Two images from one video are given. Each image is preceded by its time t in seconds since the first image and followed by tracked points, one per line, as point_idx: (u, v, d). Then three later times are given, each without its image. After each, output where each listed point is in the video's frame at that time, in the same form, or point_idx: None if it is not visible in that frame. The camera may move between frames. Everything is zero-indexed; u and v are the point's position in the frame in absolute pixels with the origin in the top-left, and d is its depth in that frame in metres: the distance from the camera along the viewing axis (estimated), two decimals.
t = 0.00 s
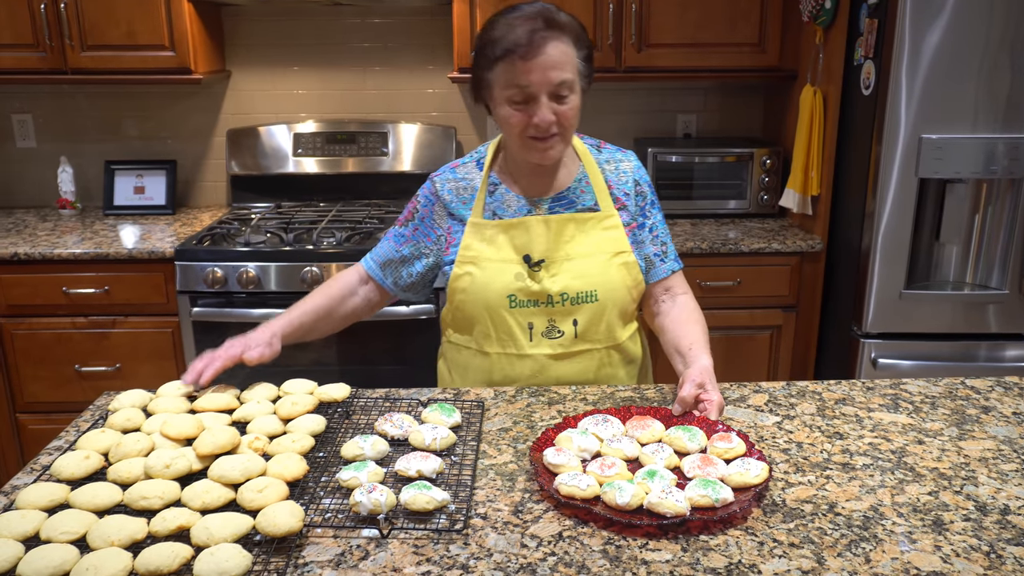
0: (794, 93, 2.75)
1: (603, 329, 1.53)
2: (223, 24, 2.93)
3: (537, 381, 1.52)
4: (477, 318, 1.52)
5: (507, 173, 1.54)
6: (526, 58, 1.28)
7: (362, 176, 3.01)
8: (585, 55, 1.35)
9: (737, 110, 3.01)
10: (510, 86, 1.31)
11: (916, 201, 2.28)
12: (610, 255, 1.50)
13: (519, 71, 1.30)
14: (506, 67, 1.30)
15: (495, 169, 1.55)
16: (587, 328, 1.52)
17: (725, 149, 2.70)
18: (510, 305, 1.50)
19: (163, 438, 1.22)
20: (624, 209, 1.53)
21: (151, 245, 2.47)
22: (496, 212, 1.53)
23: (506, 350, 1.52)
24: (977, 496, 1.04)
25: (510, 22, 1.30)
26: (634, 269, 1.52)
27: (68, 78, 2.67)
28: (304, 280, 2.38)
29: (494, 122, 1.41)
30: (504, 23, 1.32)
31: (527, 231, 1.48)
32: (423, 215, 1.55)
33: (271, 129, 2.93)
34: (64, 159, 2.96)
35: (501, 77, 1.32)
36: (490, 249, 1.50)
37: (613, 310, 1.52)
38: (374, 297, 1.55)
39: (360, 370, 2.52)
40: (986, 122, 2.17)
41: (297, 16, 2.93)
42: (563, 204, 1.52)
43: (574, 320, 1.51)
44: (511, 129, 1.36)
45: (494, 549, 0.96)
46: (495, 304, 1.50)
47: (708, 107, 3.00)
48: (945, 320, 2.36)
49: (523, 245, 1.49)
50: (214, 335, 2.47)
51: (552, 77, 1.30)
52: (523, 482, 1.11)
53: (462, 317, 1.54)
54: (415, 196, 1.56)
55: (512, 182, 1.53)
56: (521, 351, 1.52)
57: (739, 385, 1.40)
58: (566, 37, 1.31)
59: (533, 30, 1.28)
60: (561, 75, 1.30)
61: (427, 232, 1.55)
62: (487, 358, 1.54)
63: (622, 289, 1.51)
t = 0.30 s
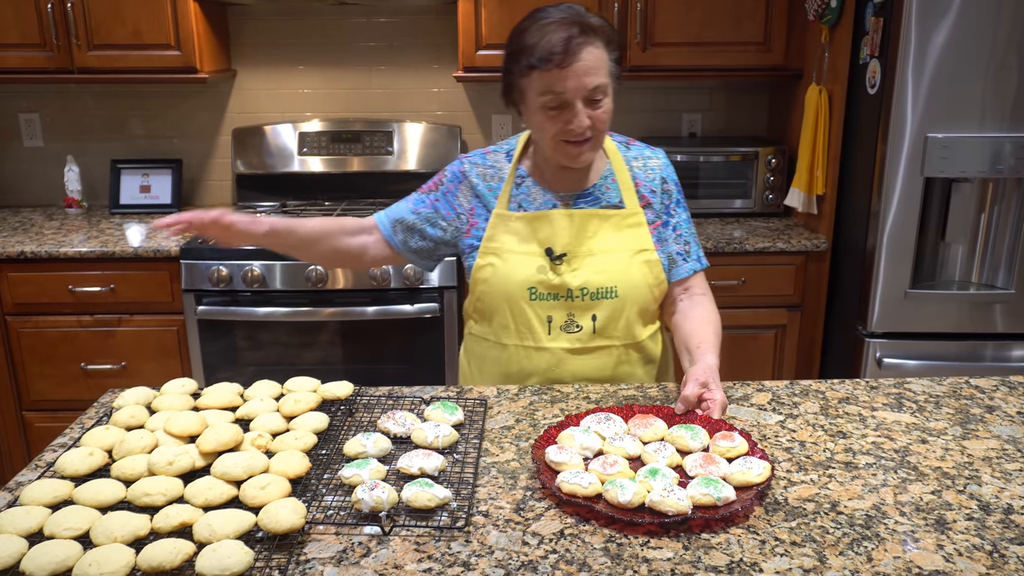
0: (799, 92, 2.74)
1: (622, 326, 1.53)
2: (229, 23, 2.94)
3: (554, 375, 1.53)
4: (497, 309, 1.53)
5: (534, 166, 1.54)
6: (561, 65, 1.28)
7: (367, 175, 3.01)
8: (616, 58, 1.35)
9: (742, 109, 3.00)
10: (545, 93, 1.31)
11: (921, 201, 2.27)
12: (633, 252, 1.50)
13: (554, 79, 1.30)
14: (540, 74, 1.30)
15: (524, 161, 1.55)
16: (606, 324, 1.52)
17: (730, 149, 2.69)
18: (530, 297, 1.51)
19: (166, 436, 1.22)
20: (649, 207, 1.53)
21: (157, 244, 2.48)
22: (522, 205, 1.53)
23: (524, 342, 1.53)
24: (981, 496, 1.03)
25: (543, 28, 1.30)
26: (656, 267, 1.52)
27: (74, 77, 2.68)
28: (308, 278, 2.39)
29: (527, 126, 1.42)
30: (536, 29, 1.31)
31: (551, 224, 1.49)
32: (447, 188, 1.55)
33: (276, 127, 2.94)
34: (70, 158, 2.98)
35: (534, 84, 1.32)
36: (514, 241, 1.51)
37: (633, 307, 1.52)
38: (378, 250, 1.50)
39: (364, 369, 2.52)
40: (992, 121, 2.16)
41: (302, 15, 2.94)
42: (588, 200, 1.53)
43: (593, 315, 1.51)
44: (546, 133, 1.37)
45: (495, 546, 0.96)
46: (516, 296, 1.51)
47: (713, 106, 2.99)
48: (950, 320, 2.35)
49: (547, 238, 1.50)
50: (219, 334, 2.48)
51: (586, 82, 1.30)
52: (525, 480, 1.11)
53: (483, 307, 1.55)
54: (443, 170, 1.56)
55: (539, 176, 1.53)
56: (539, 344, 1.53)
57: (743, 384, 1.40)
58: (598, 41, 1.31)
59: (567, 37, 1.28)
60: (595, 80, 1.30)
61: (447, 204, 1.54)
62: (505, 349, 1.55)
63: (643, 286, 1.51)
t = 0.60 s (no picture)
0: (802, 91, 2.74)
1: (641, 330, 1.54)
2: (233, 23, 2.94)
3: (569, 374, 1.56)
4: (518, 305, 1.57)
5: (565, 166, 1.56)
6: (599, 67, 1.29)
7: (370, 174, 3.02)
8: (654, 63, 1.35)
9: (745, 109, 3.00)
10: (578, 92, 1.32)
11: (925, 201, 2.26)
12: (656, 256, 1.51)
13: (590, 79, 1.30)
14: (575, 73, 1.31)
15: (555, 162, 1.57)
16: (625, 327, 1.54)
17: (733, 148, 2.69)
18: (551, 295, 1.53)
19: (169, 433, 1.23)
20: (677, 213, 1.53)
21: (162, 242, 2.48)
22: (549, 205, 1.55)
23: (543, 340, 1.56)
24: (982, 496, 1.03)
25: (584, 28, 1.30)
26: (680, 272, 1.52)
27: (79, 76, 2.69)
28: (312, 277, 2.39)
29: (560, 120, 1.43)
30: (577, 28, 1.32)
31: (577, 225, 1.52)
32: (483, 206, 1.59)
33: (281, 127, 2.94)
34: (75, 157, 2.99)
35: (569, 82, 1.33)
36: (539, 239, 1.54)
37: (653, 312, 1.53)
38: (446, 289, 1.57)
39: (368, 368, 2.53)
40: (997, 120, 2.16)
41: (307, 15, 2.94)
42: (615, 202, 1.54)
43: (612, 317, 1.53)
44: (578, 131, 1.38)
45: (496, 544, 0.97)
46: (537, 294, 1.54)
47: (716, 106, 2.99)
48: (954, 320, 2.35)
49: (571, 239, 1.52)
50: (223, 332, 2.48)
51: (620, 86, 1.30)
52: (527, 479, 1.11)
53: (505, 304, 1.59)
54: (476, 188, 1.60)
55: (568, 176, 1.56)
56: (557, 343, 1.55)
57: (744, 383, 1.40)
58: (637, 46, 1.31)
59: (606, 40, 1.28)
60: (630, 86, 1.30)
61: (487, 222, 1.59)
62: (524, 345, 1.58)
63: (664, 290, 1.52)
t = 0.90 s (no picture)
0: (802, 91, 2.74)
1: (657, 332, 1.54)
2: (234, 23, 2.94)
3: (583, 375, 1.56)
4: (535, 304, 1.57)
5: (586, 167, 1.58)
6: (620, 66, 1.29)
7: (371, 175, 3.02)
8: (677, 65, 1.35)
9: (745, 109, 2.99)
10: (598, 91, 1.33)
11: (926, 200, 2.26)
12: (674, 259, 1.51)
13: (611, 79, 1.30)
14: (595, 72, 1.31)
15: (575, 162, 1.59)
16: (640, 328, 1.54)
17: (734, 147, 2.69)
18: (568, 295, 1.54)
19: (167, 433, 1.23)
20: (696, 216, 1.53)
21: (163, 243, 2.49)
22: (568, 205, 1.57)
23: (558, 339, 1.57)
24: (980, 495, 1.03)
25: (606, 27, 1.30)
26: (698, 276, 1.52)
27: (80, 76, 2.70)
28: (312, 277, 2.39)
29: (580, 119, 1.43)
30: (599, 27, 1.32)
31: (596, 226, 1.52)
32: (508, 210, 1.61)
33: (281, 127, 2.95)
34: (76, 158, 2.99)
35: (589, 81, 1.33)
36: (557, 239, 1.54)
37: (669, 314, 1.53)
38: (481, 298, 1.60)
39: (369, 367, 2.53)
40: (999, 120, 2.15)
41: (307, 15, 2.95)
42: (635, 204, 1.55)
43: (628, 318, 1.53)
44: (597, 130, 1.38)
45: (492, 544, 0.97)
46: (554, 293, 1.54)
47: (717, 105, 2.99)
48: (956, 319, 2.34)
49: (589, 239, 1.53)
50: (223, 333, 2.49)
51: (640, 87, 1.30)
52: (523, 479, 1.11)
53: (522, 302, 1.59)
54: (499, 193, 1.61)
55: (587, 176, 1.57)
56: (573, 342, 1.56)
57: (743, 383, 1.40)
58: (660, 47, 1.31)
59: (628, 39, 1.28)
60: (651, 87, 1.30)
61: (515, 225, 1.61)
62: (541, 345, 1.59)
63: (682, 293, 1.52)
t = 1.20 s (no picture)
0: (801, 91, 2.73)
1: (663, 334, 1.53)
2: (233, 23, 2.94)
3: (587, 374, 1.57)
4: (542, 301, 1.58)
5: (598, 167, 1.58)
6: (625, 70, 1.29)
7: (369, 174, 3.02)
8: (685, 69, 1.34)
9: (744, 109, 2.99)
10: (604, 94, 1.33)
11: (924, 200, 2.26)
12: (683, 260, 1.50)
13: (616, 83, 1.30)
14: (601, 75, 1.31)
15: (588, 160, 1.59)
16: (647, 329, 1.53)
17: (733, 147, 2.68)
18: (575, 294, 1.54)
19: (163, 434, 1.23)
20: (706, 218, 1.53)
21: (161, 243, 2.49)
22: (579, 203, 1.57)
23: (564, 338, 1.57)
24: (976, 496, 1.02)
25: (614, 30, 1.30)
26: (706, 279, 1.51)
27: (78, 77, 2.69)
28: (310, 277, 2.38)
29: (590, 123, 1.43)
30: (607, 30, 1.32)
31: (605, 225, 1.52)
32: (524, 204, 1.60)
33: (280, 127, 2.94)
34: (74, 158, 2.99)
35: (596, 84, 1.33)
36: (566, 237, 1.54)
37: (676, 316, 1.52)
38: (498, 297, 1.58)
39: (367, 367, 2.53)
40: (997, 119, 2.15)
41: (306, 15, 2.94)
42: (646, 205, 1.55)
43: (635, 319, 1.53)
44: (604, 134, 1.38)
45: (487, 544, 0.96)
46: (560, 291, 1.55)
47: (716, 105, 2.98)
48: (955, 319, 2.34)
49: (599, 238, 1.53)
50: (222, 333, 2.48)
51: (645, 91, 1.30)
52: (519, 479, 1.11)
53: (530, 299, 1.60)
54: (513, 188, 1.60)
55: (600, 175, 1.58)
56: (578, 341, 1.56)
57: (741, 383, 1.40)
58: (667, 51, 1.31)
59: (633, 42, 1.28)
60: (656, 91, 1.30)
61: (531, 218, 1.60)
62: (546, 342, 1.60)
63: (690, 295, 1.51)
